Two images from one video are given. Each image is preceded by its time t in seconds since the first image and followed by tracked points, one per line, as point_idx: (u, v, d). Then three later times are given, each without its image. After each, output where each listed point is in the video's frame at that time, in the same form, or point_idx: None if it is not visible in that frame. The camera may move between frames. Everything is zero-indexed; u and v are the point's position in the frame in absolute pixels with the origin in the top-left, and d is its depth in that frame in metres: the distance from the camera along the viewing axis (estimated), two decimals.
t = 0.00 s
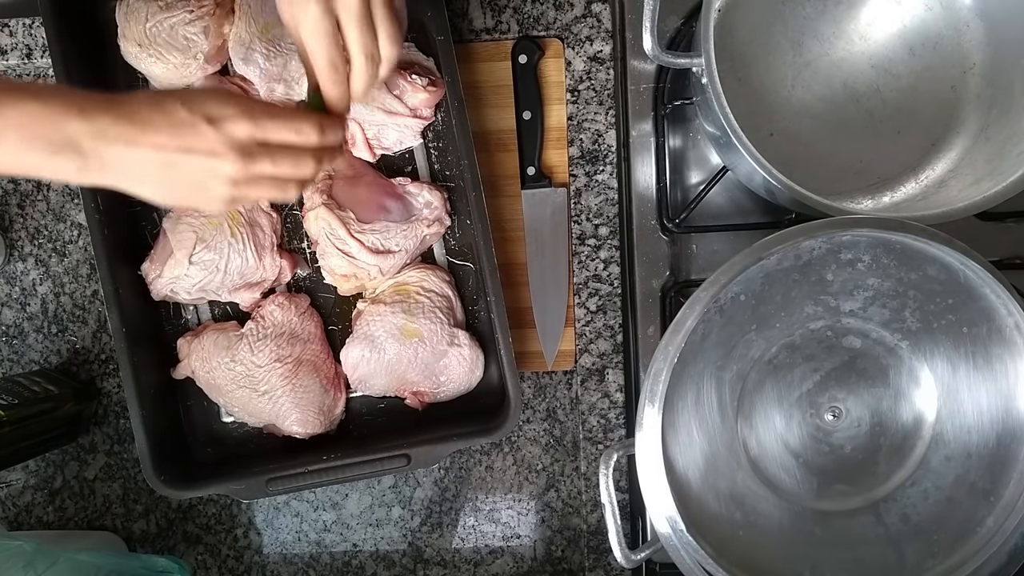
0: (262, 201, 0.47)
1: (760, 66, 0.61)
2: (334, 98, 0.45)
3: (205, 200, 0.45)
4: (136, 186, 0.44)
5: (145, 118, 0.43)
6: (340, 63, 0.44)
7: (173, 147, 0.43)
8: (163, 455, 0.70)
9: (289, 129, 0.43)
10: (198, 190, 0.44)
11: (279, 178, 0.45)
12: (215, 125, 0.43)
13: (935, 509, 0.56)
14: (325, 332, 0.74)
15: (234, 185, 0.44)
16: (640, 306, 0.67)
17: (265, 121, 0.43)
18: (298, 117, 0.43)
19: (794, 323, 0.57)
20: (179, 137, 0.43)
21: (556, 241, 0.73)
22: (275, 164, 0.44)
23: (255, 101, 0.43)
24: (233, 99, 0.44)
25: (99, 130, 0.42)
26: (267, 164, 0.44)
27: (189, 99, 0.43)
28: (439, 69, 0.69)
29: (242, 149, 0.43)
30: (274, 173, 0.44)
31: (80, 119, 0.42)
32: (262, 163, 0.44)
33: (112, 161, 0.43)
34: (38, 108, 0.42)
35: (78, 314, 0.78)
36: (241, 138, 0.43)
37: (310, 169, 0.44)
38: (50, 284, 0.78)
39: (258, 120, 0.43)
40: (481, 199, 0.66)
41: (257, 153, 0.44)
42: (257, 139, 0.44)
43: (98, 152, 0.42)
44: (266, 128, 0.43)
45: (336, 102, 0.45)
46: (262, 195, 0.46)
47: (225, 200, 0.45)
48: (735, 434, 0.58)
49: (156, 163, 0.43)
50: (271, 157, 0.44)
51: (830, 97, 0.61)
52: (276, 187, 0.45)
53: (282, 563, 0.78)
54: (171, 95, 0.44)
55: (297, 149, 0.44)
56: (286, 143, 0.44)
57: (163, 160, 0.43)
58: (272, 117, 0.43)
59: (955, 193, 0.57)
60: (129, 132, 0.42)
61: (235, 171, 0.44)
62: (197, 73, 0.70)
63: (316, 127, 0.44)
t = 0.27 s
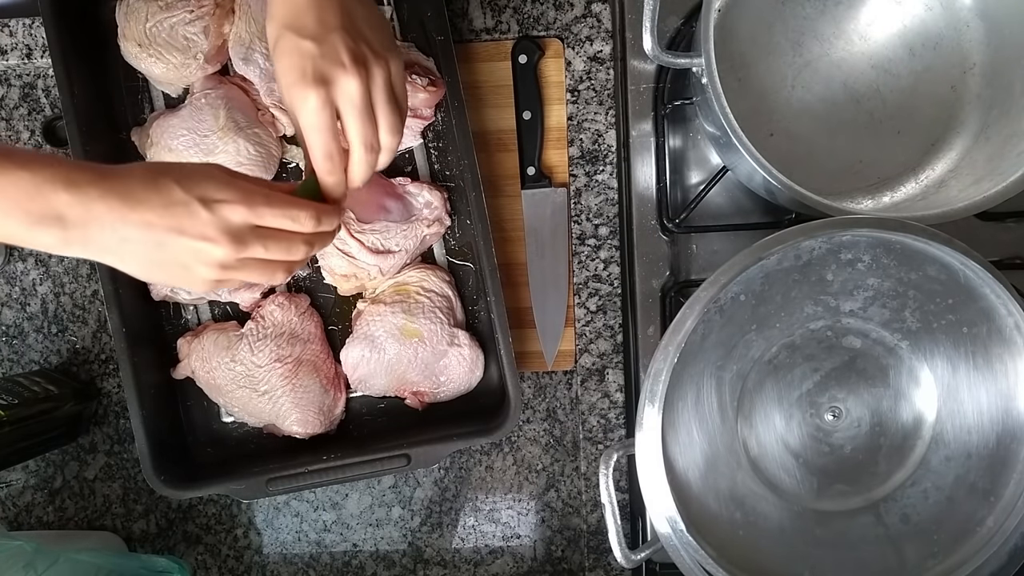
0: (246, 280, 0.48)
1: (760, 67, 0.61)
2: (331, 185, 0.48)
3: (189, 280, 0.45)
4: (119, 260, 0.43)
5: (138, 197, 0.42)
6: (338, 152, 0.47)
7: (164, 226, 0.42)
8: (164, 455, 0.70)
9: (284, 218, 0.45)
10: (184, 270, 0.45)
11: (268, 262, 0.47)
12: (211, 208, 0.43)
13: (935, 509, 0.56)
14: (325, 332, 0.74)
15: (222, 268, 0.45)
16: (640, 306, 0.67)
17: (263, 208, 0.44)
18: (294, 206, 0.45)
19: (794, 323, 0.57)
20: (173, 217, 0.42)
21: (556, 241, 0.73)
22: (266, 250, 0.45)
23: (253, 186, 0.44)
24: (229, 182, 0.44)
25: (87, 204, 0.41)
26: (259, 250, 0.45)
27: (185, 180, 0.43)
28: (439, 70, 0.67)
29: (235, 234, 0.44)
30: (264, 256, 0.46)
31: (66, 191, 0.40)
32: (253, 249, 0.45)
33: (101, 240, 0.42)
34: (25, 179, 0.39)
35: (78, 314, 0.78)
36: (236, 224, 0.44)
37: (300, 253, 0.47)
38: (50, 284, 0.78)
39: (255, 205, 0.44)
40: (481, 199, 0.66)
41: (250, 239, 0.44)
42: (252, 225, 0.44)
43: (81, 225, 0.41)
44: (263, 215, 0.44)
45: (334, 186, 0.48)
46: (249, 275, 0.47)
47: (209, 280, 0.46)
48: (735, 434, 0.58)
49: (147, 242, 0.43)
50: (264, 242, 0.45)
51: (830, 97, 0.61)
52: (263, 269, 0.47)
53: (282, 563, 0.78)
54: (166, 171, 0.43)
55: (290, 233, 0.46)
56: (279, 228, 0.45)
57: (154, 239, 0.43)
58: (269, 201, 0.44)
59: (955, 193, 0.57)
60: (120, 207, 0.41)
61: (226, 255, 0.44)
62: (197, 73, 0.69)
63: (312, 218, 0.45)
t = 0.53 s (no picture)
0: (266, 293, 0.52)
1: (760, 67, 0.61)
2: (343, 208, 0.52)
3: (213, 292, 0.49)
4: (147, 276, 0.47)
5: (164, 220, 0.45)
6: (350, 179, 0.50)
7: (191, 246, 0.46)
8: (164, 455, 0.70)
9: (305, 238, 0.49)
10: (209, 284, 0.49)
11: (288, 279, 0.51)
12: (236, 230, 0.47)
13: (935, 509, 0.56)
14: (325, 332, 0.74)
15: (245, 284, 0.49)
16: (640, 306, 0.67)
17: (285, 229, 0.48)
18: (314, 227, 0.49)
19: (794, 323, 0.57)
20: (200, 238, 0.46)
21: (556, 241, 0.73)
22: (289, 269, 0.49)
23: (274, 208, 0.48)
24: (251, 204, 0.47)
25: (115, 227, 0.44)
26: (281, 268, 0.49)
27: (210, 203, 0.46)
28: (439, 70, 0.67)
29: (258, 254, 0.48)
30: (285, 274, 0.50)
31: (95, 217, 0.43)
32: (275, 267, 0.49)
33: (130, 258, 0.45)
34: (52, 206, 0.42)
35: (78, 314, 0.78)
36: (259, 244, 0.48)
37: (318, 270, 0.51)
38: (50, 284, 0.78)
39: (278, 227, 0.48)
40: (480, 199, 0.66)
41: (272, 259, 0.48)
42: (274, 245, 0.48)
43: (110, 247, 0.45)
44: (285, 236, 0.48)
45: (346, 208, 0.52)
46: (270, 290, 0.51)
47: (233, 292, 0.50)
48: (735, 434, 0.58)
49: (174, 261, 0.46)
50: (286, 261, 0.49)
51: (830, 97, 0.61)
52: (282, 285, 0.51)
53: (282, 563, 0.78)
54: (192, 194, 0.46)
55: (309, 252, 0.50)
56: (299, 247, 0.49)
57: (182, 259, 0.46)
58: (292, 223, 0.48)
59: (955, 193, 0.57)
60: (148, 229, 0.45)
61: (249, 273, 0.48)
62: (197, 73, 0.69)
63: (330, 237, 0.49)
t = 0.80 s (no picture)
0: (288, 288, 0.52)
1: (760, 67, 0.61)
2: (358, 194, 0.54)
3: (237, 290, 0.50)
4: (172, 275, 0.47)
5: (185, 219, 0.45)
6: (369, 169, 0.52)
7: (213, 245, 0.46)
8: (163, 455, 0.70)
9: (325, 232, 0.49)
10: (233, 282, 0.49)
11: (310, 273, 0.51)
12: (257, 227, 0.46)
13: (935, 509, 0.56)
14: (325, 332, 0.74)
15: (267, 280, 0.49)
16: (640, 306, 0.67)
17: (306, 226, 0.48)
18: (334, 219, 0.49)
19: (794, 323, 0.57)
20: (222, 237, 0.46)
21: (556, 241, 0.73)
22: (310, 263, 0.50)
23: (294, 204, 0.47)
24: (270, 201, 0.47)
25: (138, 229, 0.44)
26: (302, 263, 0.49)
27: (229, 201, 0.46)
28: (439, 70, 0.67)
29: (280, 251, 0.48)
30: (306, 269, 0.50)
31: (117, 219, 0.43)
32: (296, 262, 0.49)
33: (155, 259, 0.45)
34: (77, 212, 0.43)
35: (78, 314, 0.78)
36: (280, 241, 0.47)
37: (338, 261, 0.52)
38: (50, 284, 0.78)
39: (299, 223, 0.47)
40: (480, 199, 0.67)
41: (294, 254, 0.48)
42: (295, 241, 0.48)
43: (135, 249, 0.45)
44: (306, 232, 0.48)
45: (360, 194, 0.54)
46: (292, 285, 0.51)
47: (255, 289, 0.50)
48: (735, 434, 0.58)
49: (198, 260, 0.46)
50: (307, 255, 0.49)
51: (830, 97, 0.61)
52: (303, 278, 0.51)
53: (281, 563, 0.78)
54: (211, 193, 0.46)
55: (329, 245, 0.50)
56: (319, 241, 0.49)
57: (206, 258, 0.46)
58: (313, 218, 0.48)
59: (955, 193, 0.57)
60: (169, 229, 0.44)
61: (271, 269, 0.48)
62: (196, 73, 0.69)
63: (350, 228, 0.49)
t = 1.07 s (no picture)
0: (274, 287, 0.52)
1: (760, 67, 0.61)
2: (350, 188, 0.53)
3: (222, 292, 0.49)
4: (158, 275, 0.47)
5: (168, 223, 0.44)
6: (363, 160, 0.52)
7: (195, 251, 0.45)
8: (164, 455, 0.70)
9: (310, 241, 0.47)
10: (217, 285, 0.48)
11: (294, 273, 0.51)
12: (240, 238, 0.45)
13: (935, 509, 0.56)
14: (325, 332, 0.74)
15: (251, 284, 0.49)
16: (640, 306, 0.67)
17: (290, 236, 0.46)
18: (318, 224, 0.47)
19: (794, 323, 0.57)
20: (204, 245, 0.45)
21: (556, 240, 0.73)
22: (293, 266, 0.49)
23: (279, 213, 0.46)
24: (255, 210, 0.45)
25: (123, 230, 0.43)
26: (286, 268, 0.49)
27: (214, 209, 0.44)
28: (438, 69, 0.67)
29: (263, 260, 0.47)
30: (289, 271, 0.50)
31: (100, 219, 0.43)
32: (280, 268, 0.48)
33: (141, 258, 0.45)
34: (61, 213, 0.43)
35: (78, 314, 0.78)
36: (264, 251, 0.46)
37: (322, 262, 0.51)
38: (50, 284, 0.78)
39: (284, 234, 0.46)
40: (481, 199, 0.67)
41: (277, 262, 0.47)
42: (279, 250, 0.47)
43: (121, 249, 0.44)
44: (290, 242, 0.46)
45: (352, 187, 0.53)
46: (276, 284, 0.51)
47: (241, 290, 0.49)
48: (735, 434, 0.58)
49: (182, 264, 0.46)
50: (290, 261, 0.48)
51: (830, 97, 0.61)
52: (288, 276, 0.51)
53: (281, 563, 0.78)
54: (196, 198, 0.45)
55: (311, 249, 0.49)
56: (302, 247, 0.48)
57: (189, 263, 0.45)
58: (297, 228, 0.46)
59: (955, 193, 0.57)
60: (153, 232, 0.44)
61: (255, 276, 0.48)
62: (196, 73, 0.69)
63: (333, 230, 0.48)
